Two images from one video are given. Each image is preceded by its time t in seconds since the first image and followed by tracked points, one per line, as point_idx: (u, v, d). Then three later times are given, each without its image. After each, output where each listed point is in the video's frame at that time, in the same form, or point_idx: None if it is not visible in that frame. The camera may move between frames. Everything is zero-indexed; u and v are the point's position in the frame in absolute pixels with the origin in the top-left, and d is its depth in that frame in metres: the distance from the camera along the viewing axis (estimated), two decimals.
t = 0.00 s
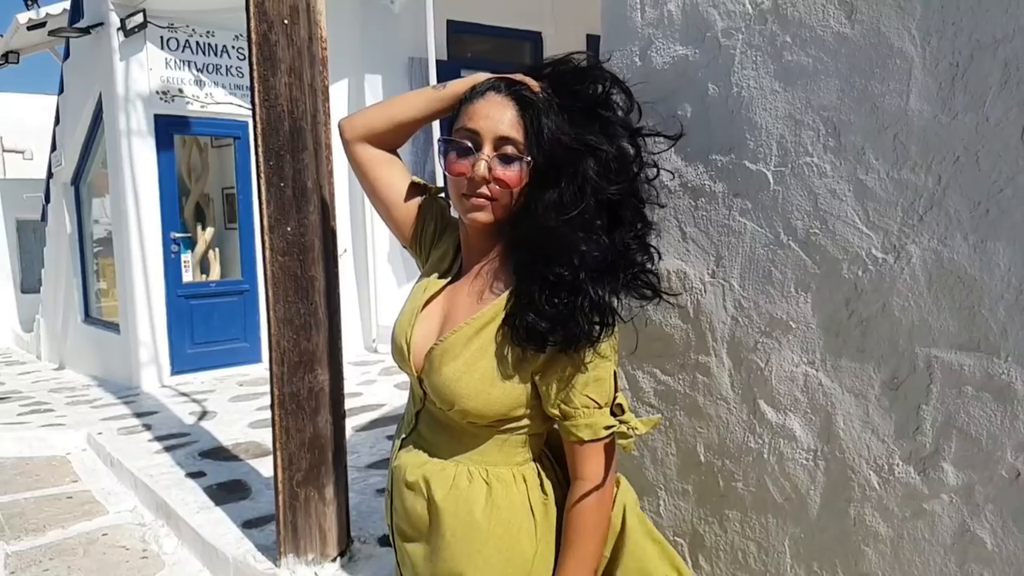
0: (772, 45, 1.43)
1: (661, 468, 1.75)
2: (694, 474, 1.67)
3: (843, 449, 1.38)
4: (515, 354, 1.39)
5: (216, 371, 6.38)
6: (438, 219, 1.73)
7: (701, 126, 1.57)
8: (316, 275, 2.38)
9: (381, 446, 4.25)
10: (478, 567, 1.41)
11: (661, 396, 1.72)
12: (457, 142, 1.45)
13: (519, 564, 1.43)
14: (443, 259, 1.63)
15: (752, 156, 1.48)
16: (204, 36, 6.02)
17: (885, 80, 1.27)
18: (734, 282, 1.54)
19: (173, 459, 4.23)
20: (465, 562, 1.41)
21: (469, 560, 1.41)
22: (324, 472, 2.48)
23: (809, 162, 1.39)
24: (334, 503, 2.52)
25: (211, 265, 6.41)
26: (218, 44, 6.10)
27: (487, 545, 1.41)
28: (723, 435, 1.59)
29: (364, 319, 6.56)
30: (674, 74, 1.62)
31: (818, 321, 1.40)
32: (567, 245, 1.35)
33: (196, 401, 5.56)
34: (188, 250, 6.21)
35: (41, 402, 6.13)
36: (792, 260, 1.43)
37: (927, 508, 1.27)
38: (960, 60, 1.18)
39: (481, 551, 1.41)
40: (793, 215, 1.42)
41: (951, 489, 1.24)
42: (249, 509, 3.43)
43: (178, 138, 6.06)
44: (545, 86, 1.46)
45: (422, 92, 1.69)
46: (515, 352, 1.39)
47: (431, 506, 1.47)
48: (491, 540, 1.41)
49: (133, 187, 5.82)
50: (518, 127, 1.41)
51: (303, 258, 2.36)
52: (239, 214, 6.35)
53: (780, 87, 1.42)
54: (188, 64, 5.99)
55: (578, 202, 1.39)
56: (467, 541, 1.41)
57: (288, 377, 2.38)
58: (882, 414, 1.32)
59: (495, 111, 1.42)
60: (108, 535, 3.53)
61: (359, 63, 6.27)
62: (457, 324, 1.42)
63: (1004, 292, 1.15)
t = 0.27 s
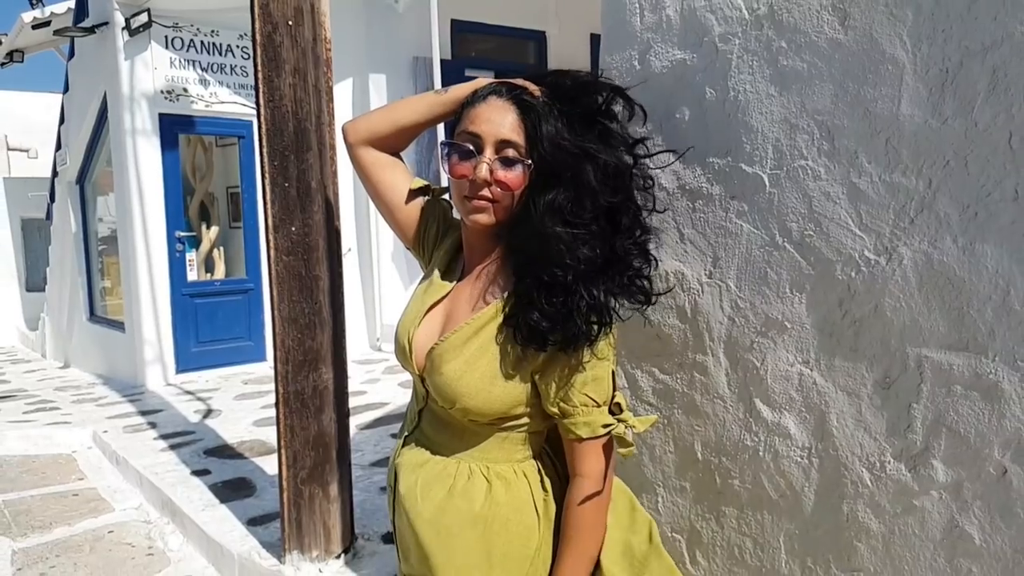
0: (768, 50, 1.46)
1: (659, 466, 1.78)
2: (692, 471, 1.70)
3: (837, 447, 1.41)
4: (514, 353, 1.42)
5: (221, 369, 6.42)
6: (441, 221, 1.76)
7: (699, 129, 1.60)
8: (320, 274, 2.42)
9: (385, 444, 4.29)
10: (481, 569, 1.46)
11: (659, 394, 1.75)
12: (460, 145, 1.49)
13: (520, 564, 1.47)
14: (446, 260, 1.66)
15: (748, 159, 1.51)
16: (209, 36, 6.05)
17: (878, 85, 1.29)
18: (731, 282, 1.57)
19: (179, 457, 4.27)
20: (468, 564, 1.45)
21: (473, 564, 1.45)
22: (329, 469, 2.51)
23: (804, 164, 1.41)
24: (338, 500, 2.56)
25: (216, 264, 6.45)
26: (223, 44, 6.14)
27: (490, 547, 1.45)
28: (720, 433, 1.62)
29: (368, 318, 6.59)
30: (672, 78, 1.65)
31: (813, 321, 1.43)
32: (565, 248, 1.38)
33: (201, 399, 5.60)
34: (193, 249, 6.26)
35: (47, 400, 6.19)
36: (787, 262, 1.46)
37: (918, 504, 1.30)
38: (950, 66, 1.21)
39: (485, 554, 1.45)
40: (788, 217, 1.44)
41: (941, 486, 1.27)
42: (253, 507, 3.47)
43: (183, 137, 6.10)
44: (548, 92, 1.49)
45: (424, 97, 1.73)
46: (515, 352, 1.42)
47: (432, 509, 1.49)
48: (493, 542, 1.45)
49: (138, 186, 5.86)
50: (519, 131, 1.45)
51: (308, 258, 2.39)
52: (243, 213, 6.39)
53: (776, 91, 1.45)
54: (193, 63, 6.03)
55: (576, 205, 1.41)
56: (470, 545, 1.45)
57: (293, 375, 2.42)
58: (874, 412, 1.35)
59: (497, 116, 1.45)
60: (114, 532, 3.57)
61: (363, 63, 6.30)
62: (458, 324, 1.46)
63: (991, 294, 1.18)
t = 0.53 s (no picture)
0: (765, 56, 1.48)
1: (658, 465, 1.80)
2: (689, 469, 1.72)
3: (831, 446, 1.43)
4: (514, 353, 1.45)
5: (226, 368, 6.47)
6: (444, 224, 1.78)
7: (697, 133, 1.62)
8: (324, 274, 2.44)
9: (389, 443, 4.32)
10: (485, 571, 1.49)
11: (658, 394, 1.77)
12: (461, 149, 1.52)
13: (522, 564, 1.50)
14: (448, 262, 1.68)
15: (745, 163, 1.53)
16: (214, 37, 6.09)
17: (871, 91, 1.32)
18: (728, 284, 1.59)
19: (184, 455, 4.31)
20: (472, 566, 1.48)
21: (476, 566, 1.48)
22: (332, 468, 2.54)
23: (799, 168, 1.44)
24: (342, 498, 2.59)
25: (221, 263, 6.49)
26: (228, 44, 6.17)
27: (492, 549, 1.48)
28: (717, 433, 1.65)
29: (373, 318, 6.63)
30: (672, 82, 1.67)
31: (808, 322, 1.45)
32: (563, 249, 1.40)
33: (206, 398, 5.64)
34: (199, 248, 6.30)
35: (54, 398, 6.24)
36: (783, 265, 1.48)
37: (910, 503, 1.32)
38: (941, 73, 1.23)
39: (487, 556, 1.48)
40: (784, 220, 1.47)
41: (932, 485, 1.29)
42: (258, 505, 3.51)
43: (189, 138, 6.14)
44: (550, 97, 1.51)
45: (427, 102, 1.76)
46: (515, 352, 1.45)
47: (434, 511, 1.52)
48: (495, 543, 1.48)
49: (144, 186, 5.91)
50: (519, 136, 1.47)
51: (313, 258, 2.42)
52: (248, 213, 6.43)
53: (772, 96, 1.47)
54: (199, 64, 6.07)
55: (575, 207, 1.42)
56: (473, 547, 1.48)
57: (298, 374, 2.45)
58: (868, 412, 1.37)
59: (499, 120, 1.49)
60: (120, 529, 3.61)
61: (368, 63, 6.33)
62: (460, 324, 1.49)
63: (981, 297, 1.20)
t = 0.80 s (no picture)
0: (764, 60, 1.50)
1: (660, 462, 1.83)
2: (691, 467, 1.75)
3: (830, 444, 1.45)
4: (518, 352, 1.48)
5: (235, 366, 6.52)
6: (449, 225, 1.81)
7: (698, 135, 1.64)
8: (332, 273, 2.48)
9: (395, 440, 4.35)
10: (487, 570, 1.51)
11: (660, 392, 1.80)
12: (466, 152, 1.55)
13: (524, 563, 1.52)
14: (454, 263, 1.71)
15: (745, 165, 1.55)
16: (224, 37, 6.14)
17: (869, 95, 1.34)
18: (728, 284, 1.61)
19: (193, 451, 4.36)
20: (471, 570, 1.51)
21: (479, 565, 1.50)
22: (340, 464, 2.58)
23: (799, 171, 1.46)
24: (349, 494, 2.62)
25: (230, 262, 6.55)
26: (237, 44, 6.22)
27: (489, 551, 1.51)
28: (718, 431, 1.67)
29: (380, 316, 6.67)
30: (673, 85, 1.69)
31: (807, 322, 1.47)
32: (565, 248, 1.42)
33: (215, 395, 5.69)
34: (208, 246, 6.35)
35: (65, 395, 6.31)
36: (783, 265, 1.50)
37: (907, 501, 1.34)
38: (937, 77, 1.25)
39: (488, 555, 1.50)
40: (784, 222, 1.49)
41: (929, 483, 1.31)
42: (266, 501, 3.55)
43: (198, 137, 6.20)
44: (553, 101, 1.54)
45: (432, 105, 1.78)
46: (518, 351, 1.48)
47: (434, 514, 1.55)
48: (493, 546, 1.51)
49: (154, 184, 5.97)
50: (522, 138, 1.50)
51: (321, 257, 2.46)
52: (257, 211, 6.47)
53: (772, 100, 1.49)
54: (208, 64, 6.12)
55: (578, 207, 1.45)
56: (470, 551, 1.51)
57: (306, 372, 2.49)
58: (866, 411, 1.39)
59: (503, 124, 1.51)
60: (130, 524, 3.66)
61: (376, 63, 6.37)
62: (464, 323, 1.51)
63: (977, 297, 1.22)
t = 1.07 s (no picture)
0: (765, 64, 1.53)
1: (662, 460, 1.85)
2: (693, 465, 1.77)
3: (829, 443, 1.47)
4: (522, 350, 1.50)
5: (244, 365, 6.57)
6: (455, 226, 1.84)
7: (700, 138, 1.67)
8: (340, 272, 2.51)
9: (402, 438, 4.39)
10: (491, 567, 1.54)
11: (662, 391, 1.82)
12: (471, 155, 1.57)
13: (527, 561, 1.55)
14: (460, 263, 1.74)
15: (747, 167, 1.58)
16: (234, 37, 6.20)
17: (867, 99, 1.36)
18: (729, 285, 1.64)
19: (202, 449, 4.41)
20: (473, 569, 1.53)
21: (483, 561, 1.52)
22: (347, 461, 2.61)
23: (799, 173, 1.48)
24: (356, 492, 2.65)
25: (239, 261, 6.60)
26: (247, 45, 6.28)
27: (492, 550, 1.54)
28: (719, 429, 1.69)
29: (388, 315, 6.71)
30: (676, 89, 1.72)
31: (807, 322, 1.49)
32: (568, 246, 1.44)
33: (224, 393, 5.75)
34: (217, 245, 6.41)
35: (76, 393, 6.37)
36: (783, 266, 1.52)
37: (905, 499, 1.36)
38: (934, 82, 1.27)
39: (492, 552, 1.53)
40: (784, 223, 1.51)
41: (927, 481, 1.33)
42: (274, 498, 3.59)
43: (208, 137, 6.25)
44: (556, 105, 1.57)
45: (439, 108, 1.81)
46: (523, 349, 1.50)
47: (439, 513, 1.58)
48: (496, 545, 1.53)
49: (165, 184, 6.03)
50: (527, 141, 1.53)
51: (329, 256, 2.49)
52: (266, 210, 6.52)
53: (772, 103, 1.52)
54: (218, 64, 6.17)
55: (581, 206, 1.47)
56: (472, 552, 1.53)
57: (314, 370, 2.52)
58: (864, 410, 1.41)
59: (507, 127, 1.54)
60: (140, 520, 3.70)
61: (385, 63, 6.41)
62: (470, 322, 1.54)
63: (973, 298, 1.24)
